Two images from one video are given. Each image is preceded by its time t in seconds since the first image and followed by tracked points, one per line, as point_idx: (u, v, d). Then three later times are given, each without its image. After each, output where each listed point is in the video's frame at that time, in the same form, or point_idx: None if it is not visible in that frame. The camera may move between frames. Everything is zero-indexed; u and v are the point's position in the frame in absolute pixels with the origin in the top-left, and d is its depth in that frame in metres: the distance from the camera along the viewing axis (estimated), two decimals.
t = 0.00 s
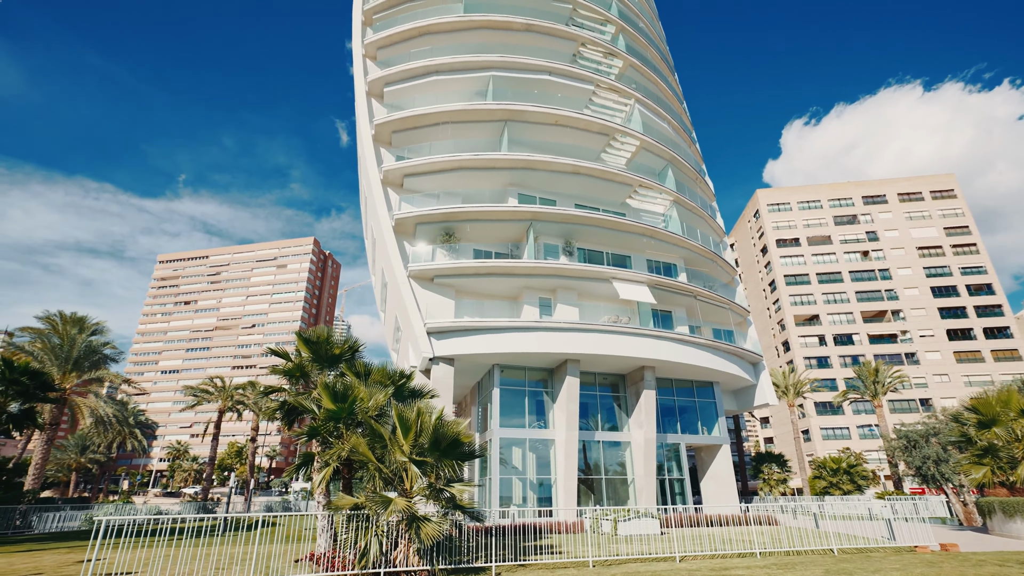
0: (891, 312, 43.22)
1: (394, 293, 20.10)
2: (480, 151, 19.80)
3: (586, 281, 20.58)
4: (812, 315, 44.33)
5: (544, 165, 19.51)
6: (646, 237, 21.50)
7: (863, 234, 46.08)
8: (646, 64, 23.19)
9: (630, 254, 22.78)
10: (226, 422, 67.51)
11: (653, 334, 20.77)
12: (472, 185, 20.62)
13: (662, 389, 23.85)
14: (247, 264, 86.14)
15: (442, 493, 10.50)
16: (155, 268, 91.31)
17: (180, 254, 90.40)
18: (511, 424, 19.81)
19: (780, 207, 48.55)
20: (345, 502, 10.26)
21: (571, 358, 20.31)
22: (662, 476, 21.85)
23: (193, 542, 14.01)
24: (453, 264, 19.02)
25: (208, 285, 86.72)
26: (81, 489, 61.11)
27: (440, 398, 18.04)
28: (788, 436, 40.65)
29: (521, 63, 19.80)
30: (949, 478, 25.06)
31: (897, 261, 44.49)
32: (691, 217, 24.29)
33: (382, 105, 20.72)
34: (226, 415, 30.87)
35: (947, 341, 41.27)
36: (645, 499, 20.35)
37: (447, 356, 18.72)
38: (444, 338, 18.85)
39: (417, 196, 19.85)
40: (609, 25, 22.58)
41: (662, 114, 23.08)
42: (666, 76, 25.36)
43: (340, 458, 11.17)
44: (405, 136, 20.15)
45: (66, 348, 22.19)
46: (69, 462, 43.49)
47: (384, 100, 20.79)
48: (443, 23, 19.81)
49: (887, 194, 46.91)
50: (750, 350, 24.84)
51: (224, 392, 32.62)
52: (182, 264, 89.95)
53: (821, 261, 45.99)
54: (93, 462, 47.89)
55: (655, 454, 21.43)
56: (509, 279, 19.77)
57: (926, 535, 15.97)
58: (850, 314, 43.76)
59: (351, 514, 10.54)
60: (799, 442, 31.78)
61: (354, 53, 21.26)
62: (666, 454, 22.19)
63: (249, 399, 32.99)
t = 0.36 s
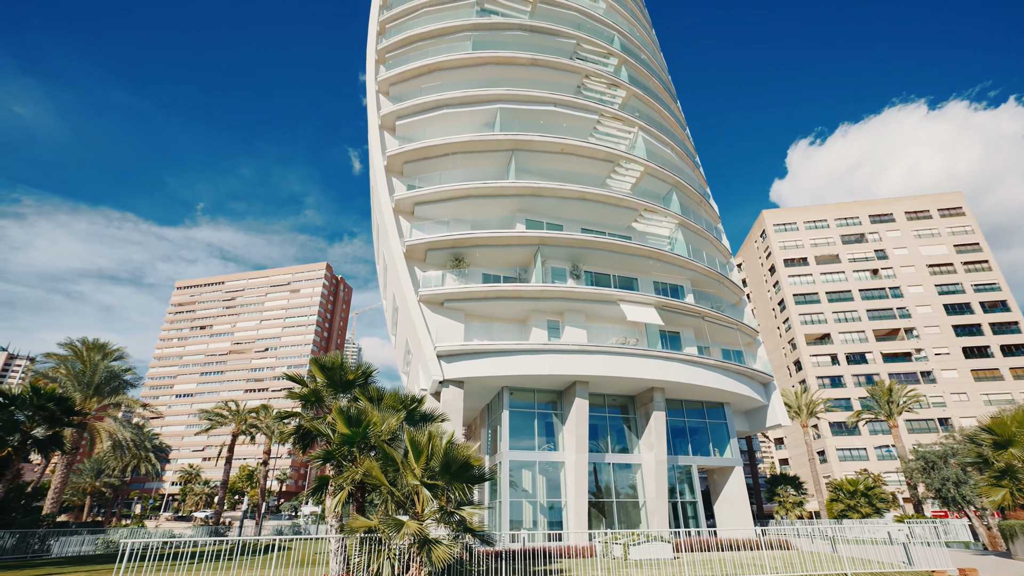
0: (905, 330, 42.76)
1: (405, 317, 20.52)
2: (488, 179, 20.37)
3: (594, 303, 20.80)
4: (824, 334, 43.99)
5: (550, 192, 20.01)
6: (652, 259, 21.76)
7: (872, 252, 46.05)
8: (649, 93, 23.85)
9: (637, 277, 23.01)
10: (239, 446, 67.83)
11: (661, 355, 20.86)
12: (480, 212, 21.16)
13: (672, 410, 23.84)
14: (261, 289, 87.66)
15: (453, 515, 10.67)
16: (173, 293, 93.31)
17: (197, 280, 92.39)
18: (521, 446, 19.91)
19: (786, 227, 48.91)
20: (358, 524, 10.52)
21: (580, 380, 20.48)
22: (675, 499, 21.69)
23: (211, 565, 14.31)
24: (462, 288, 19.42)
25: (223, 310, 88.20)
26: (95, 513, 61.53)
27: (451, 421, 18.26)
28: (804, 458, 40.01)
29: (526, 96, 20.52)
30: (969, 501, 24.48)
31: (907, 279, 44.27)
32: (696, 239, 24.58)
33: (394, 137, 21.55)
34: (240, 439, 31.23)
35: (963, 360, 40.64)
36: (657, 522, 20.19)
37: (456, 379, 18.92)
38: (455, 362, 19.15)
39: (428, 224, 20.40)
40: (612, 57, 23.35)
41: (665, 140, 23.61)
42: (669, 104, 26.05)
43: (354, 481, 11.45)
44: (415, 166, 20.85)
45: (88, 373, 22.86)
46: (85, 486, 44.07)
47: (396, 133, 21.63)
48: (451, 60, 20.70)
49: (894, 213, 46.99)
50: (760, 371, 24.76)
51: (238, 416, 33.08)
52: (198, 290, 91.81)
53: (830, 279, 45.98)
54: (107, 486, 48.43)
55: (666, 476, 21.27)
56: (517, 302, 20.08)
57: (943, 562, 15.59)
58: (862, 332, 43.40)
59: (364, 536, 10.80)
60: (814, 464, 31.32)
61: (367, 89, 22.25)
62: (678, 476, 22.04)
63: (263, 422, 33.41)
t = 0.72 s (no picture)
0: (918, 340, 42.29)
1: (414, 333, 20.84)
2: (495, 197, 20.79)
3: (601, 317, 20.96)
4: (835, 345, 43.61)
5: (556, 208, 20.34)
6: (658, 273, 21.94)
7: (881, 262, 45.88)
8: (652, 111, 24.26)
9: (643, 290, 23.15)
10: (250, 460, 68.23)
11: (669, 369, 20.92)
12: (488, 230, 21.54)
13: (681, 423, 23.81)
14: (273, 306, 88.85)
15: (462, 530, 10.83)
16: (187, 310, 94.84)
17: (211, 296, 93.91)
18: (530, 460, 20.00)
19: (793, 238, 49.03)
20: (370, 539, 10.71)
21: (588, 395, 20.61)
22: (685, 513, 21.57)
23: None
24: (471, 304, 19.72)
25: (236, 326, 89.38)
26: (108, 528, 62.01)
27: (460, 436, 18.44)
28: (817, 471, 39.50)
29: (532, 116, 21.03)
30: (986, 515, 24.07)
31: (918, 289, 43.94)
32: (702, 252, 24.76)
33: (404, 158, 22.16)
34: (252, 453, 31.53)
35: (979, 370, 40.04)
36: (667, 537, 20.09)
37: (465, 394, 19.09)
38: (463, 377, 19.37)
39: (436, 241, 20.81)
40: (615, 77, 23.90)
41: (669, 157, 23.96)
42: (673, 121, 26.49)
43: (366, 496, 11.64)
44: (424, 186, 21.36)
45: (107, 391, 23.39)
46: (100, 501, 44.63)
47: (405, 154, 22.24)
48: (458, 83, 21.32)
49: (902, 223, 46.90)
50: (769, 384, 24.68)
51: (250, 431, 33.44)
52: (212, 306, 93.22)
53: (838, 290, 45.85)
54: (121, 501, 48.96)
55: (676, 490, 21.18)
56: (525, 317, 20.32)
57: None
58: (873, 343, 43.00)
59: (375, 551, 10.97)
60: (827, 477, 30.95)
61: (377, 113, 22.92)
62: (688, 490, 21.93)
63: (275, 437, 33.74)
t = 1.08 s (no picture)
0: (929, 349, 41.89)
1: (422, 345, 21.13)
2: (501, 212, 21.17)
3: (607, 328, 21.13)
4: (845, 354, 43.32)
5: (561, 223, 20.62)
6: (663, 285, 22.10)
7: (889, 271, 45.70)
8: (655, 126, 24.61)
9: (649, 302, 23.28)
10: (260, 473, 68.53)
11: (676, 380, 21.00)
12: (495, 244, 21.88)
13: (690, 435, 23.79)
14: (283, 319, 89.77)
15: (471, 542, 10.98)
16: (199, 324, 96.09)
17: (222, 310, 95.09)
18: (538, 472, 20.09)
19: (800, 248, 49.11)
20: (380, 551, 10.89)
21: (595, 406, 20.75)
22: (694, 525, 21.47)
23: None
24: (478, 317, 19.99)
25: (246, 340, 90.29)
26: (120, 541, 62.37)
27: (468, 448, 18.58)
28: (830, 483, 39.04)
29: (537, 134, 21.47)
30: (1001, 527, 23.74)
31: (929, 297, 43.60)
32: (707, 264, 24.90)
33: (412, 175, 22.65)
34: (263, 466, 31.75)
35: (993, 379, 39.50)
36: (676, 549, 20.01)
37: (473, 406, 19.25)
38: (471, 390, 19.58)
39: (444, 256, 21.18)
40: (618, 93, 24.33)
41: (673, 170, 24.23)
42: (676, 135, 26.83)
43: (376, 509, 11.84)
44: (432, 202, 21.80)
45: (123, 405, 23.87)
46: (112, 514, 45.03)
47: (413, 171, 22.73)
48: (464, 102, 21.84)
49: (910, 231, 46.76)
50: (778, 395, 24.60)
51: (261, 444, 33.73)
52: (223, 320, 94.33)
53: (847, 299, 45.67)
54: (133, 514, 49.34)
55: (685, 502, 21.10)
56: (531, 330, 20.53)
57: None
58: (884, 352, 42.62)
59: (386, 563, 11.14)
60: (839, 489, 30.61)
61: (386, 132, 23.49)
62: (697, 502, 21.86)
63: (285, 450, 33.99)
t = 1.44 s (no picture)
0: (931, 360, 41.89)
1: (424, 358, 21.34)
2: (503, 226, 21.48)
3: (608, 340, 21.30)
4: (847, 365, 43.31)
5: (561, 236, 20.90)
6: (662, 297, 22.31)
7: (889, 281, 45.86)
8: (654, 141, 25.00)
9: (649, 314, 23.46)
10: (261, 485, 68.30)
11: (676, 392, 21.11)
12: (496, 257, 22.18)
13: (691, 446, 23.85)
14: (286, 330, 90.07)
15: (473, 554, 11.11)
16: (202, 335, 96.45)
17: (225, 322, 95.52)
18: (539, 484, 20.17)
19: (800, 259, 49.39)
20: (384, 563, 11.00)
21: (596, 418, 20.87)
22: (697, 538, 21.44)
23: None
24: (479, 329, 20.21)
25: (249, 351, 90.53)
26: (120, 554, 62.08)
27: (469, 460, 18.69)
28: (833, 494, 38.88)
29: (537, 150, 21.86)
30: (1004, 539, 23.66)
31: (929, 308, 43.69)
32: (707, 276, 25.12)
33: (415, 190, 23.02)
34: (265, 478, 31.76)
35: (995, 389, 39.42)
36: (678, 562, 19.99)
37: (474, 418, 19.39)
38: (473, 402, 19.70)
39: (446, 269, 21.45)
40: (617, 109, 24.78)
41: (671, 184, 24.56)
42: (675, 149, 27.22)
43: (380, 521, 11.99)
44: (434, 217, 22.16)
45: (128, 417, 24.10)
46: (114, 527, 44.96)
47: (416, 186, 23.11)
48: (466, 119, 22.29)
49: (909, 242, 46.99)
50: (778, 406, 24.67)
51: (264, 456, 33.81)
52: (226, 332, 94.67)
53: (847, 310, 45.84)
54: (134, 526, 49.23)
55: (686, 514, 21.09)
56: (532, 342, 20.73)
57: None
58: (886, 363, 42.62)
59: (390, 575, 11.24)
60: (842, 500, 30.51)
61: (389, 148, 23.92)
62: (699, 514, 21.87)
63: (288, 462, 34.06)
